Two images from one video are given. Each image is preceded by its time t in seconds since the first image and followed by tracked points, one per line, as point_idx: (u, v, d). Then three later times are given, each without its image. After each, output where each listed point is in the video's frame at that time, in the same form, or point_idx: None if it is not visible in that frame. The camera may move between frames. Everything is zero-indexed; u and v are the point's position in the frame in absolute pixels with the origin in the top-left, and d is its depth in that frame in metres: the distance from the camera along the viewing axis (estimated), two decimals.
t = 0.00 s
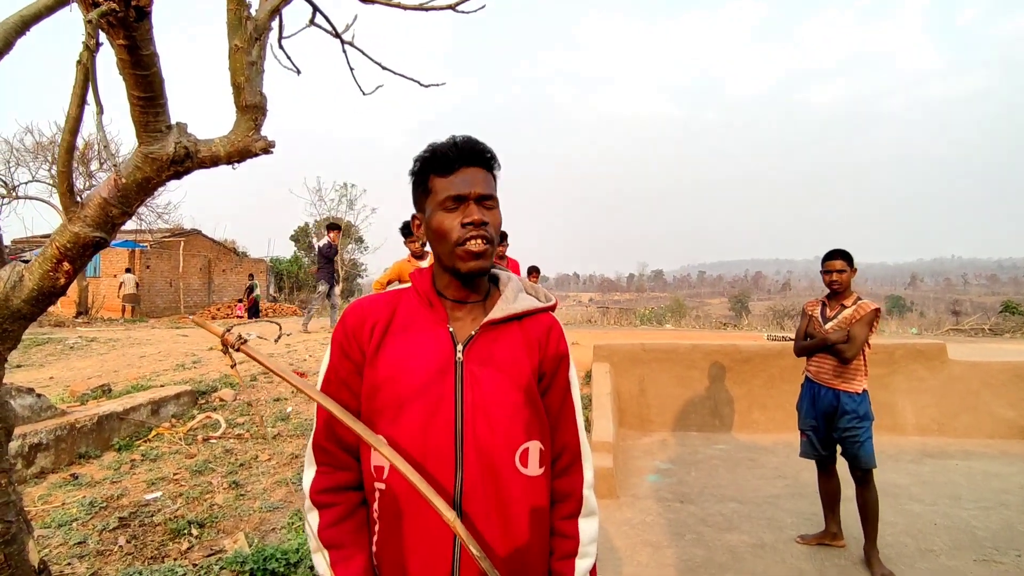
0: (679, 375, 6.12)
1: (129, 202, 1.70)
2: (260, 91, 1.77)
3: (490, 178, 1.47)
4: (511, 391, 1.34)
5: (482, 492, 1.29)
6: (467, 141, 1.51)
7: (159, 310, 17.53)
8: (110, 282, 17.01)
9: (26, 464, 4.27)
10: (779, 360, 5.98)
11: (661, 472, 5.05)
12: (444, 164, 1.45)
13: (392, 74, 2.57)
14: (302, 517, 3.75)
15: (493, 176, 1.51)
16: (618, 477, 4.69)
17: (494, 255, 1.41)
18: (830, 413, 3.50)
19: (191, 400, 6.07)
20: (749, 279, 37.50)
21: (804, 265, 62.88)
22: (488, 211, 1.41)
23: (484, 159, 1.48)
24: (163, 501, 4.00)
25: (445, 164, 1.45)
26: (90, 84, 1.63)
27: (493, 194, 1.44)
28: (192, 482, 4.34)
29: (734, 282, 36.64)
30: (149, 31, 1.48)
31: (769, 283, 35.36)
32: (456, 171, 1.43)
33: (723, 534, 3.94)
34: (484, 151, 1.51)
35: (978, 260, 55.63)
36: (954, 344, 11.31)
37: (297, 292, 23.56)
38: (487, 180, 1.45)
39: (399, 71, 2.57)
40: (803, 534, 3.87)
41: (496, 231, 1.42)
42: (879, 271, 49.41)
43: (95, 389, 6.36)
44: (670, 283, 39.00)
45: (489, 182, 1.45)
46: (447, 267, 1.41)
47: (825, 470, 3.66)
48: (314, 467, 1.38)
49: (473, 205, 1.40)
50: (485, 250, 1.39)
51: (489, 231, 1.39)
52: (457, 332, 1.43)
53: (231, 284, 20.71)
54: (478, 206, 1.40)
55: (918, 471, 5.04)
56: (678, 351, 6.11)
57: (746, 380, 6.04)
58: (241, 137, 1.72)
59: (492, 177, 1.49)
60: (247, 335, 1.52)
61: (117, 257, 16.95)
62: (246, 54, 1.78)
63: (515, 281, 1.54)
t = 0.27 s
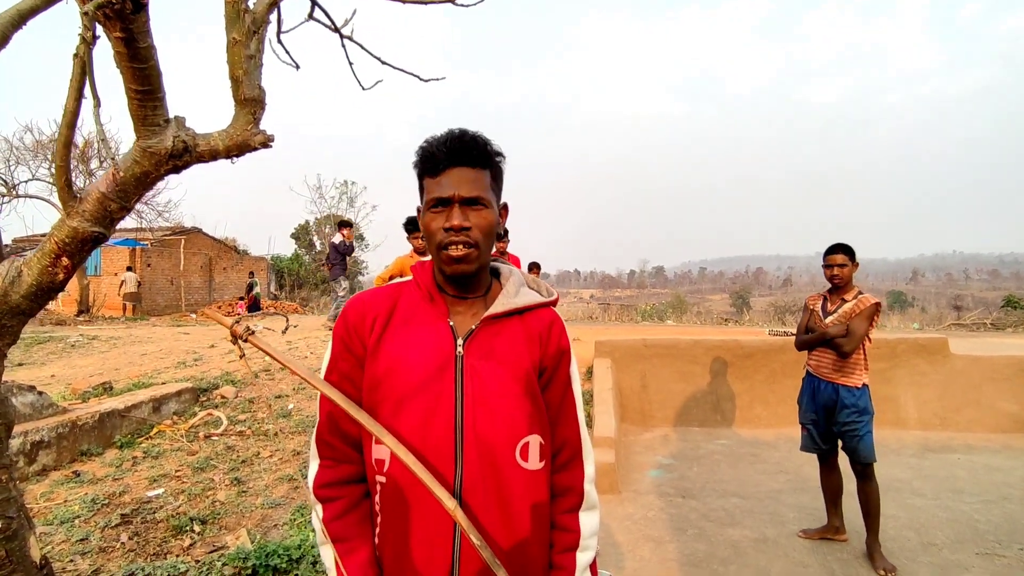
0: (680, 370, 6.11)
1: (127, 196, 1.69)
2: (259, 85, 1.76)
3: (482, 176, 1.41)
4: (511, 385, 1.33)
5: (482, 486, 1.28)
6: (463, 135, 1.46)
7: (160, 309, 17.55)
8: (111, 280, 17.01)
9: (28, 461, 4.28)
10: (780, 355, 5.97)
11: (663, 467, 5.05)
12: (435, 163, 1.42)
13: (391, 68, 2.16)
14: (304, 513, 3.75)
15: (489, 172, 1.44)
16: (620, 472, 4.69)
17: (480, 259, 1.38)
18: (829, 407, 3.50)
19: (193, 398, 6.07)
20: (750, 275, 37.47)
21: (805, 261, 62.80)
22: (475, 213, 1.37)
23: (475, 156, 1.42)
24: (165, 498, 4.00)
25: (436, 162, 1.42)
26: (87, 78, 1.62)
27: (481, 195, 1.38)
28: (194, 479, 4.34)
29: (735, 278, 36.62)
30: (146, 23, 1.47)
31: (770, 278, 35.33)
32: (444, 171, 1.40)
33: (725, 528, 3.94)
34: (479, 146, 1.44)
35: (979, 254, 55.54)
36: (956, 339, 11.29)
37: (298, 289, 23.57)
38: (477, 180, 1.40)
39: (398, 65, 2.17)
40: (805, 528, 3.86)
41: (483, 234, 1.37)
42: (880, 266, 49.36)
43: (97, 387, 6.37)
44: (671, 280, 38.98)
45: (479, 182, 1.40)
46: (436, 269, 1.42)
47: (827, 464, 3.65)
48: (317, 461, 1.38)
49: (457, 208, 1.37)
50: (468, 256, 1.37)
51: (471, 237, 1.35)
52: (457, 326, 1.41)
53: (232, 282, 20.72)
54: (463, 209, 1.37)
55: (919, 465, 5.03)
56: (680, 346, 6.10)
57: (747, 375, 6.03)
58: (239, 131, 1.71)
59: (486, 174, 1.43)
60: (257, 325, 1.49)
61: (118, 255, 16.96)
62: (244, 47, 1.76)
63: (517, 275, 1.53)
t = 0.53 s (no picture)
0: (682, 366, 6.10)
1: (127, 192, 1.68)
2: (258, 80, 1.75)
3: (485, 170, 1.40)
4: (515, 382, 1.32)
5: (485, 482, 1.28)
6: (467, 129, 1.44)
7: (162, 307, 17.57)
8: (113, 279, 17.02)
9: (31, 459, 4.28)
10: (782, 351, 5.96)
11: (665, 463, 5.04)
12: (437, 158, 1.41)
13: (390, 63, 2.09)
14: (307, 509, 3.76)
15: (494, 165, 1.43)
16: (621, 468, 4.69)
17: (482, 255, 1.37)
18: (832, 402, 3.49)
19: (194, 395, 6.07)
20: (752, 270, 37.42)
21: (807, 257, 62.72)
22: (476, 207, 1.36)
23: (477, 149, 1.41)
24: (167, 495, 4.01)
25: (439, 158, 1.41)
26: (85, 73, 1.62)
27: (483, 189, 1.37)
28: (196, 476, 4.35)
29: (737, 274, 36.57)
30: (144, 18, 1.46)
31: (772, 275, 35.28)
32: (446, 167, 1.39)
33: (727, 524, 3.94)
34: (482, 139, 1.43)
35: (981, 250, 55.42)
36: (958, 334, 11.26)
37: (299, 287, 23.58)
38: (479, 174, 1.38)
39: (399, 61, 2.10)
40: (807, 523, 3.86)
41: (485, 229, 1.36)
42: (882, 262, 49.27)
43: (99, 385, 6.38)
44: (672, 276, 38.94)
45: (481, 176, 1.38)
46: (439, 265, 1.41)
47: (829, 459, 3.65)
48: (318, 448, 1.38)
49: (458, 203, 1.36)
50: (470, 251, 1.35)
51: (472, 232, 1.34)
52: (462, 322, 1.41)
53: (233, 280, 20.73)
54: (464, 204, 1.36)
55: (921, 460, 5.02)
56: (681, 342, 6.09)
57: (749, 371, 6.02)
58: (238, 126, 1.70)
59: (490, 168, 1.41)
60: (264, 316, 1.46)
61: (119, 254, 16.96)
62: (243, 42, 1.76)
63: (524, 270, 1.52)
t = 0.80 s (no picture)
0: (684, 365, 6.12)
1: (133, 198, 1.70)
2: (261, 86, 1.77)
3: (473, 176, 1.40)
4: (518, 386, 1.34)
5: (489, 484, 1.30)
6: (462, 135, 1.46)
7: (165, 307, 17.64)
8: (116, 279, 17.08)
9: (38, 459, 4.33)
10: (784, 349, 5.98)
11: (667, 462, 5.07)
12: (431, 166, 1.45)
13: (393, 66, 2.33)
14: (311, 508, 3.79)
15: (485, 171, 1.43)
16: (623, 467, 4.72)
17: (467, 261, 1.39)
18: (837, 401, 3.51)
19: (199, 395, 6.11)
20: (754, 268, 37.37)
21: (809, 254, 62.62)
22: (461, 214, 1.38)
23: (468, 155, 1.42)
24: (173, 495, 4.04)
25: (432, 165, 1.45)
26: (92, 81, 1.64)
27: (468, 197, 1.38)
28: (202, 475, 4.38)
29: (739, 271, 36.55)
30: (150, 27, 1.48)
31: (774, 272, 35.25)
32: (436, 174, 1.42)
33: (728, 522, 3.96)
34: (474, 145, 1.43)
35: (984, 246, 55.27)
36: (961, 331, 11.25)
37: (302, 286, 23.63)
38: (467, 181, 1.40)
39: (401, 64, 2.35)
40: (808, 522, 3.88)
41: (469, 236, 1.38)
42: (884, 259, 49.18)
43: (104, 385, 6.42)
44: (674, 274, 38.93)
45: (469, 183, 1.39)
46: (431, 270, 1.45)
47: (832, 458, 3.66)
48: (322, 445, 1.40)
49: (444, 210, 1.38)
50: (453, 258, 1.38)
51: (454, 240, 1.36)
52: (466, 327, 1.43)
53: (235, 280, 20.79)
54: (449, 211, 1.38)
55: (923, 458, 5.04)
56: (683, 341, 6.11)
57: (751, 369, 6.04)
58: (242, 132, 1.73)
59: (480, 174, 1.41)
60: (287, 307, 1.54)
61: (123, 254, 17.02)
62: (247, 49, 1.78)
63: (528, 275, 1.54)
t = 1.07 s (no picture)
0: (684, 363, 6.13)
1: (134, 199, 1.71)
2: (261, 86, 1.78)
3: (462, 176, 1.40)
4: (516, 385, 1.35)
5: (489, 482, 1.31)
6: (452, 135, 1.46)
7: (166, 307, 17.65)
8: (117, 279, 17.10)
9: (39, 459, 4.34)
10: (784, 347, 5.98)
11: (668, 460, 5.07)
12: (421, 167, 1.46)
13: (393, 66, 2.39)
14: (313, 507, 3.80)
15: (474, 170, 1.42)
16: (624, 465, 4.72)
17: (456, 261, 1.39)
18: (839, 398, 3.51)
19: (200, 395, 6.12)
20: (755, 266, 37.37)
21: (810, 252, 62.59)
22: (448, 215, 1.38)
23: (457, 154, 1.42)
24: (175, 494, 4.05)
25: (422, 166, 1.45)
26: (92, 82, 1.65)
27: (455, 197, 1.38)
28: (203, 475, 4.39)
29: (739, 269, 36.55)
30: (150, 29, 1.49)
31: (774, 270, 35.25)
32: (426, 175, 1.43)
33: (729, 520, 3.97)
34: (463, 145, 1.43)
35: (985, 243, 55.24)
36: (961, 328, 11.26)
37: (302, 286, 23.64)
38: (455, 181, 1.40)
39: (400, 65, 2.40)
40: (809, 519, 3.89)
41: (457, 236, 1.38)
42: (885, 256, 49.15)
43: (105, 386, 6.43)
44: (674, 272, 38.92)
45: (456, 183, 1.39)
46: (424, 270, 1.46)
47: (834, 456, 3.67)
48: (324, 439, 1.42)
49: (432, 211, 1.39)
50: (442, 259, 1.38)
51: (441, 240, 1.37)
52: (465, 326, 1.43)
53: (236, 279, 20.80)
54: (437, 212, 1.38)
55: (924, 455, 5.04)
56: (684, 339, 6.12)
57: (751, 367, 6.04)
58: (242, 133, 1.73)
59: (468, 174, 1.41)
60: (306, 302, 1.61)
61: (123, 254, 17.03)
62: (247, 49, 1.79)
63: (529, 273, 1.55)
